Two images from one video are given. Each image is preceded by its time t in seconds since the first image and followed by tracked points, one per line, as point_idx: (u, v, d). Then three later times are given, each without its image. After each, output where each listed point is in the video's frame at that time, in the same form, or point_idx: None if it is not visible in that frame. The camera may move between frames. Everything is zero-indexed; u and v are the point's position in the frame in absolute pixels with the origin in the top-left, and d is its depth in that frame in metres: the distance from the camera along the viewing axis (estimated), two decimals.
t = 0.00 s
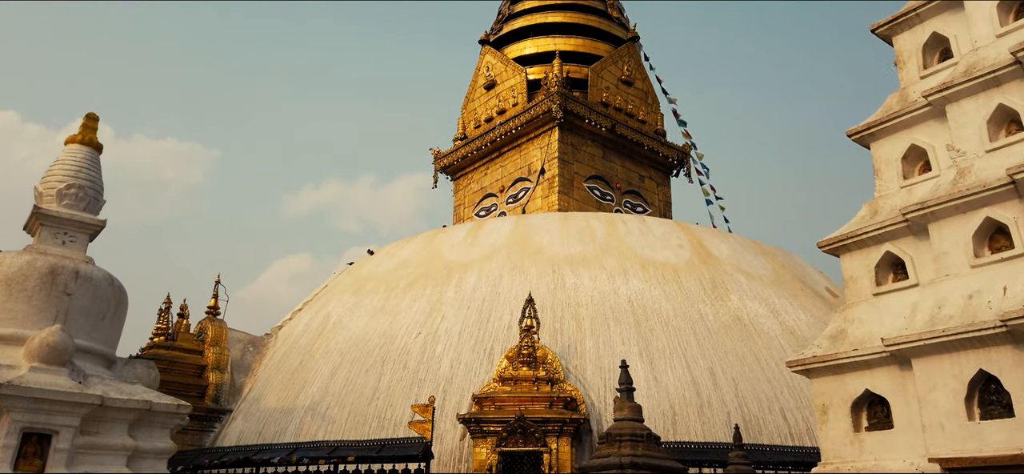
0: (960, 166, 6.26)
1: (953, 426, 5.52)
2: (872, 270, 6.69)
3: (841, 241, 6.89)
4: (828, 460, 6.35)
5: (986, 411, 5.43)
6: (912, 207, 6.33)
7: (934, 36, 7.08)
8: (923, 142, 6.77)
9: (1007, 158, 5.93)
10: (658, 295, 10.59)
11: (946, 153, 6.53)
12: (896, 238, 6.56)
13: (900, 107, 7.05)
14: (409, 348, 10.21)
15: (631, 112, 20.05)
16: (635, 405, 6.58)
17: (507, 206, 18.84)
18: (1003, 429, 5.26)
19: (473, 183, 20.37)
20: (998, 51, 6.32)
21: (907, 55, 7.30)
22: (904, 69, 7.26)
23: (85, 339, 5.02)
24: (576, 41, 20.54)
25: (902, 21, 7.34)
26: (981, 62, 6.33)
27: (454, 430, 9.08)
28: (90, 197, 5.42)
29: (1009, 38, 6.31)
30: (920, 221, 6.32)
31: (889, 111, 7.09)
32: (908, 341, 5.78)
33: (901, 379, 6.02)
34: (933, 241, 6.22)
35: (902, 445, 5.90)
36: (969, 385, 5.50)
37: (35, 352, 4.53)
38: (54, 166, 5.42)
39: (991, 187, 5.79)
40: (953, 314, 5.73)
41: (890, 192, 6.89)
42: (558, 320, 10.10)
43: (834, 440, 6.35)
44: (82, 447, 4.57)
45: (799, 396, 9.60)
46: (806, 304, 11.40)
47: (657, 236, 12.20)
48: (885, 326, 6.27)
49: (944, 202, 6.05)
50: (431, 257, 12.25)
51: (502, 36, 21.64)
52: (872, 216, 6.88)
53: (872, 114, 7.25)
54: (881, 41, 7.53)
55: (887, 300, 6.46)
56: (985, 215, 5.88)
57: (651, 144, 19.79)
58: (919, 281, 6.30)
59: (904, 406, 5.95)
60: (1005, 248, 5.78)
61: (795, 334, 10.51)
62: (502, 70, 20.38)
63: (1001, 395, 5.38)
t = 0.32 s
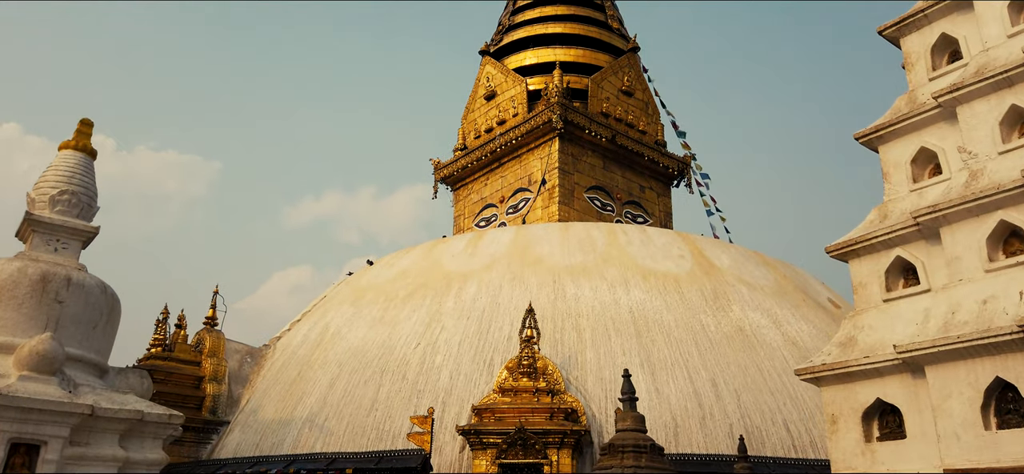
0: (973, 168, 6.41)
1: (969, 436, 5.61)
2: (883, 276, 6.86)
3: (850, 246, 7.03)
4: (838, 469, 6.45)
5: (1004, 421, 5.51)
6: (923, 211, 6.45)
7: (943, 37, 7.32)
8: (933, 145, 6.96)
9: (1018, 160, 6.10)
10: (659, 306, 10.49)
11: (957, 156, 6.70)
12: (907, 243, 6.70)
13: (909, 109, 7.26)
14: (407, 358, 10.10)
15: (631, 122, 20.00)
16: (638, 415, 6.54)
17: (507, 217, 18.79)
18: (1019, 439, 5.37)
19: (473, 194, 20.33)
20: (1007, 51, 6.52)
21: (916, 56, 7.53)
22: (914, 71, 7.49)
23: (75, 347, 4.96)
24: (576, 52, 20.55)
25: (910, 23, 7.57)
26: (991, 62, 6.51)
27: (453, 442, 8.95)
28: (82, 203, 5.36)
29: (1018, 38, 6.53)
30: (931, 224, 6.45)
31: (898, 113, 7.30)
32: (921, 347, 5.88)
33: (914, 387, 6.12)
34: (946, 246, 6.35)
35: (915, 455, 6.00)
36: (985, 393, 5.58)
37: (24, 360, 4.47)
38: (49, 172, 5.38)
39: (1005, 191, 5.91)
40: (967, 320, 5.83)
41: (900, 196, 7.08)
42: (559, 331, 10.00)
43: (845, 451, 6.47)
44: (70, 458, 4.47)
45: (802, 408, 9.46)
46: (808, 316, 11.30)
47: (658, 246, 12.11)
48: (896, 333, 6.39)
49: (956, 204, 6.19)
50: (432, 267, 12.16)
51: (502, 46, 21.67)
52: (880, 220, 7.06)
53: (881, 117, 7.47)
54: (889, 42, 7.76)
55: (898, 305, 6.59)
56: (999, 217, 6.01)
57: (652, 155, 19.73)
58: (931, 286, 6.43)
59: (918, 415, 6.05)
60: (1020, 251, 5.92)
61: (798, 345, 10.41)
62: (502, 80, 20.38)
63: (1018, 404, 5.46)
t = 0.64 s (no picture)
0: (991, 170, 6.43)
1: (992, 448, 5.63)
2: (898, 282, 6.85)
3: (864, 251, 7.04)
4: None
5: None
6: (941, 213, 6.46)
7: (957, 37, 7.42)
8: (948, 146, 7.01)
9: None
10: (662, 317, 10.36)
11: (975, 157, 6.75)
12: (923, 247, 6.70)
13: (923, 110, 7.31)
14: (407, 369, 9.98)
15: (631, 132, 19.95)
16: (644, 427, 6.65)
17: (507, 227, 18.73)
18: None
19: (473, 203, 20.26)
20: None
21: (930, 58, 7.61)
22: (927, 71, 7.58)
23: (66, 355, 5.42)
24: (576, 61, 20.54)
25: (922, 23, 7.68)
26: (1008, 62, 6.58)
27: (454, 454, 8.82)
28: (75, 208, 5.83)
29: None
30: (949, 228, 6.46)
31: (912, 114, 7.35)
32: (941, 355, 5.89)
33: (933, 397, 6.09)
34: (964, 250, 6.36)
35: (935, 465, 5.98)
36: (1007, 402, 5.60)
37: (13, 370, 4.83)
38: (44, 177, 5.84)
39: None
40: (988, 326, 5.83)
41: (915, 199, 7.10)
42: (561, 341, 9.88)
43: (859, 462, 6.41)
44: (59, 468, 4.89)
45: (807, 419, 9.31)
46: (812, 326, 11.18)
47: (660, 255, 12.01)
48: (913, 340, 6.38)
49: (975, 207, 6.21)
50: (432, 277, 12.05)
51: (502, 56, 21.67)
52: (895, 224, 7.06)
53: (894, 118, 7.51)
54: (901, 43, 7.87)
55: (915, 312, 6.57)
56: (1019, 220, 6.04)
57: (653, 165, 19.67)
58: (949, 292, 6.43)
59: (937, 426, 6.02)
60: None
61: (802, 356, 10.29)
62: (503, 90, 20.35)
63: None
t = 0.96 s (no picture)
0: (1008, 177, 6.59)
1: (1012, 460, 5.67)
2: (913, 291, 7.00)
3: (877, 258, 7.20)
4: None
5: None
6: (957, 219, 6.61)
7: (969, 42, 7.76)
8: (962, 151, 7.26)
9: None
10: (664, 329, 10.26)
11: (991, 163, 6.96)
12: (938, 255, 6.87)
13: (936, 115, 7.57)
14: (406, 382, 9.87)
15: (632, 144, 19.91)
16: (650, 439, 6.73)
17: (508, 239, 18.65)
18: None
19: (473, 215, 20.22)
20: None
21: (941, 63, 7.97)
22: (940, 75, 7.91)
23: (58, 366, 5.36)
24: (576, 74, 20.53)
25: (933, 28, 8.05)
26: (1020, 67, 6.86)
27: (454, 468, 8.69)
28: (70, 217, 5.77)
29: None
30: (965, 235, 6.62)
31: (924, 120, 7.61)
32: (960, 366, 5.98)
33: (951, 408, 6.20)
34: (981, 258, 6.51)
35: None
36: None
37: (5, 381, 4.80)
38: (39, 185, 5.80)
39: None
40: (1007, 336, 5.94)
41: (928, 206, 7.31)
42: (562, 353, 9.77)
43: None
44: None
45: (812, 434, 9.15)
46: (815, 339, 11.07)
47: (662, 267, 11.91)
48: (930, 350, 6.50)
49: (992, 213, 6.37)
50: (432, 289, 11.94)
51: (503, 68, 21.69)
52: (908, 232, 7.26)
53: (906, 124, 7.77)
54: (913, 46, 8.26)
55: (931, 322, 6.70)
56: None
57: (653, 176, 19.62)
58: (965, 300, 6.56)
59: (958, 439, 6.10)
60: None
61: (805, 368, 10.17)
62: (503, 102, 20.34)
63: None
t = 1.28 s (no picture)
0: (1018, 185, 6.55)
1: None
2: (925, 303, 6.95)
3: (888, 269, 7.17)
4: None
5: None
6: (969, 229, 6.57)
7: (977, 51, 7.80)
8: (973, 161, 7.24)
9: None
10: (666, 345, 10.16)
11: (1003, 172, 6.93)
12: (950, 265, 6.82)
13: (945, 124, 7.59)
14: (406, 398, 9.76)
15: (633, 159, 19.91)
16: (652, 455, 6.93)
17: (509, 254, 18.59)
18: None
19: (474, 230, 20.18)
20: None
21: (950, 72, 7.99)
22: (949, 84, 7.94)
23: (51, 380, 5.27)
24: (577, 89, 20.56)
25: (941, 36, 8.08)
26: None
27: None
28: (66, 229, 5.75)
29: None
30: (977, 245, 6.58)
31: (933, 129, 7.62)
32: (975, 379, 5.92)
33: (966, 423, 6.13)
34: (995, 269, 6.44)
35: None
36: None
37: None
38: (35, 197, 5.77)
39: None
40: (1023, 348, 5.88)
41: (939, 216, 7.28)
42: (563, 369, 9.67)
43: None
44: None
45: (816, 452, 9.02)
46: (818, 355, 10.97)
47: (664, 282, 11.84)
48: (944, 364, 6.44)
49: (1003, 222, 6.32)
50: (432, 304, 11.85)
51: (503, 84, 21.74)
52: (920, 243, 7.22)
53: (916, 133, 7.78)
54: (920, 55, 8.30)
55: (944, 334, 6.64)
56: None
57: (654, 192, 19.58)
58: (979, 312, 6.50)
59: (974, 454, 6.03)
60: None
61: (809, 385, 10.08)
62: (504, 117, 20.35)
63: None
